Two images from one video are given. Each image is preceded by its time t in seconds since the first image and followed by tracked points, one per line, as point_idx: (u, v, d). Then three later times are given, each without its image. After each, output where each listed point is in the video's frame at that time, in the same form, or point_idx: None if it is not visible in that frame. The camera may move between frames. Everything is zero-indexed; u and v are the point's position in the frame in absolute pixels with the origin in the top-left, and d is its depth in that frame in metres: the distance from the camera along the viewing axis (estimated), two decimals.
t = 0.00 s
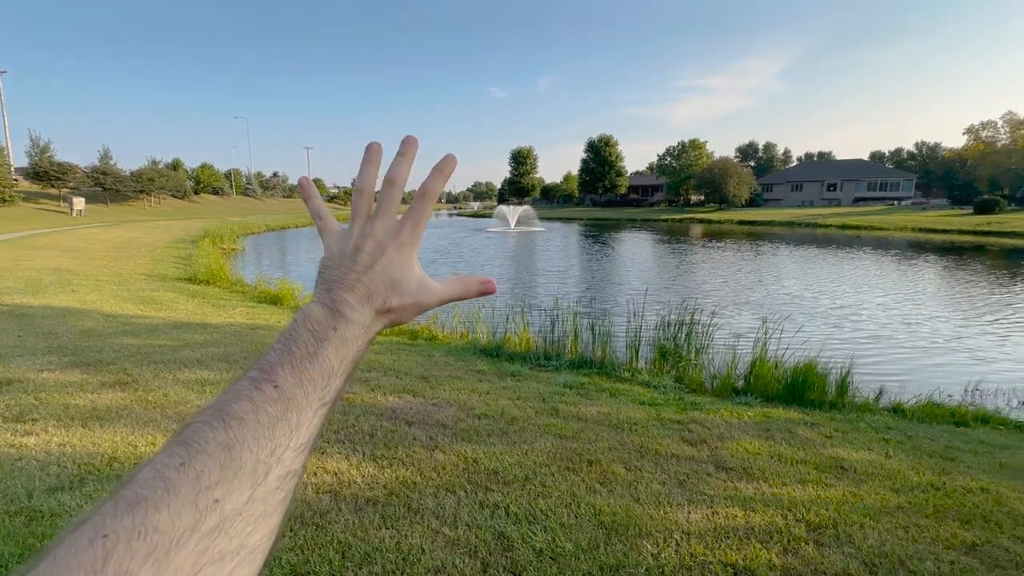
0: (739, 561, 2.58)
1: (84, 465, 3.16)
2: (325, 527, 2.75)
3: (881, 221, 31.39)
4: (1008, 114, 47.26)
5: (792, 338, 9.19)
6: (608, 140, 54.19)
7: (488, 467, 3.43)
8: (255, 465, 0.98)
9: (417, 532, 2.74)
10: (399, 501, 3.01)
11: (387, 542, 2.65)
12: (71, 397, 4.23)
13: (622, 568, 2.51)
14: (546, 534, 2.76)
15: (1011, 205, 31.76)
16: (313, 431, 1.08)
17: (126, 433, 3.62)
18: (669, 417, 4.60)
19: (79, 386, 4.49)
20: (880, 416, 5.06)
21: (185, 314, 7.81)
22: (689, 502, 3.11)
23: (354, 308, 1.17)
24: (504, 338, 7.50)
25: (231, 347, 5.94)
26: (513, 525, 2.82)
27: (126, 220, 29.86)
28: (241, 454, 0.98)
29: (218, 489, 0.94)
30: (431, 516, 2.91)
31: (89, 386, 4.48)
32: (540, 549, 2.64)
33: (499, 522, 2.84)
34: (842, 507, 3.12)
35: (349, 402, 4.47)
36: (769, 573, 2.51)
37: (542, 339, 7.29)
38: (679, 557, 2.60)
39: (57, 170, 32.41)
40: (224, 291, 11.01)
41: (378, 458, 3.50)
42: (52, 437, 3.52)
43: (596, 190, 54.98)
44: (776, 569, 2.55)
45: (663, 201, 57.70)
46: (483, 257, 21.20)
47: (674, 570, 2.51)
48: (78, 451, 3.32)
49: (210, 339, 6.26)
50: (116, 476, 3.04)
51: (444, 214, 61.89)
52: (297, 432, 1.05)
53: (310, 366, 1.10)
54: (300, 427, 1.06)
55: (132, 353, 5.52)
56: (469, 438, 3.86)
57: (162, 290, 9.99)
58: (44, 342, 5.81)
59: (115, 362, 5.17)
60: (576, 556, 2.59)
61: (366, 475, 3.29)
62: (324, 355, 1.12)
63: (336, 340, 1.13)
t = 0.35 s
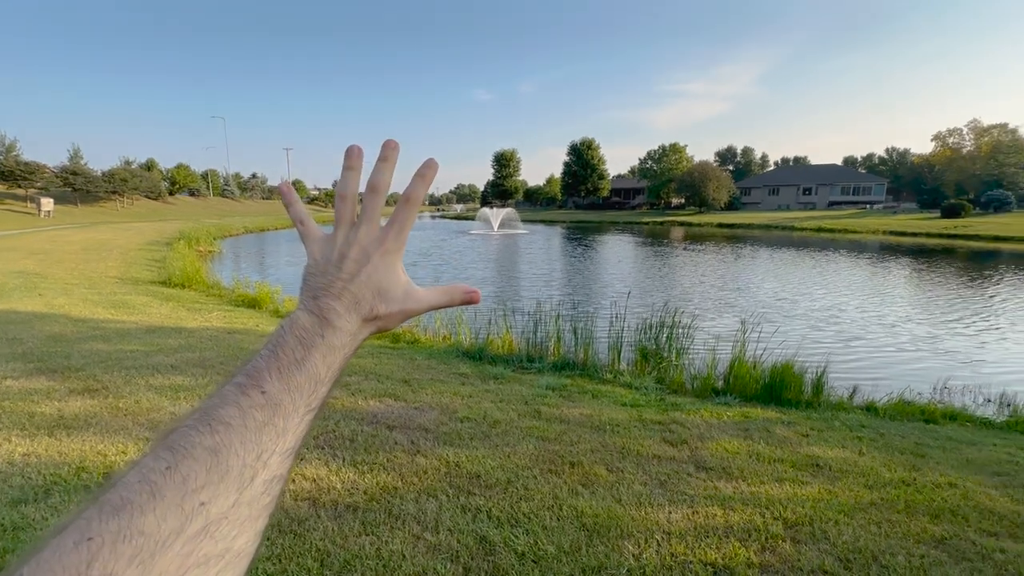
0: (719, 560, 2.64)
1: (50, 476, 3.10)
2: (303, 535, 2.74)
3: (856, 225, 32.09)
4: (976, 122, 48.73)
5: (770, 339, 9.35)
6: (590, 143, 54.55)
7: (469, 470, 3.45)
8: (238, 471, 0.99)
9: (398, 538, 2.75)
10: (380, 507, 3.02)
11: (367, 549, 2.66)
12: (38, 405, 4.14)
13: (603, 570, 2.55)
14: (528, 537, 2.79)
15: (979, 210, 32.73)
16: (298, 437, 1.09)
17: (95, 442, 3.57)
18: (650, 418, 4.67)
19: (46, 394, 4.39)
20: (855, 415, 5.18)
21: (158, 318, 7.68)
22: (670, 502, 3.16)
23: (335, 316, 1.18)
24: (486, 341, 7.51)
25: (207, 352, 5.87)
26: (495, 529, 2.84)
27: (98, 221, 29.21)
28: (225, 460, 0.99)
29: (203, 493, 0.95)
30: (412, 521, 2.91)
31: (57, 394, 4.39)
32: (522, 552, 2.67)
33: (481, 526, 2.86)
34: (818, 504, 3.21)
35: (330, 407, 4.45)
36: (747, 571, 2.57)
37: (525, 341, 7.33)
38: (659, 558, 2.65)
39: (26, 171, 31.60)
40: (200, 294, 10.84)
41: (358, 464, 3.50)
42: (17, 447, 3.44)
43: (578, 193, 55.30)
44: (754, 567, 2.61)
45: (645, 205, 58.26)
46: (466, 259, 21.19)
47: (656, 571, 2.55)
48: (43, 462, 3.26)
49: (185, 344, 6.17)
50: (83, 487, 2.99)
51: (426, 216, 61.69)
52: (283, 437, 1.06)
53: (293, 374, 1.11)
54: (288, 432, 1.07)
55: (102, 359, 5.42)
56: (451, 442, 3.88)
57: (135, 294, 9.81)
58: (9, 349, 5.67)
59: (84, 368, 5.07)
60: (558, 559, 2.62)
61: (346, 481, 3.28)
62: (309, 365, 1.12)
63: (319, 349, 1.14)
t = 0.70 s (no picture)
0: (697, 559, 2.69)
1: (10, 489, 3.02)
2: (279, 544, 2.73)
3: (828, 228, 32.82)
4: (939, 129, 50.33)
5: (746, 340, 9.51)
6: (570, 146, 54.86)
7: (450, 475, 3.47)
8: (183, 454, 0.84)
9: (376, 545, 2.75)
10: (359, 513, 3.02)
11: (345, 557, 2.65)
12: None
13: (583, 572, 2.59)
14: (508, 540, 2.81)
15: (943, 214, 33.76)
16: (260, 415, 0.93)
17: (59, 452, 3.49)
18: (630, 419, 4.73)
19: (7, 403, 4.28)
20: (827, 413, 5.33)
21: (128, 323, 7.53)
22: (649, 502, 3.22)
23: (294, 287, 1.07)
24: (468, 343, 7.53)
25: (179, 357, 5.78)
26: (475, 533, 2.86)
27: (64, 223, 28.47)
28: (166, 446, 0.84)
29: (135, 484, 0.79)
30: (391, 527, 2.91)
31: (18, 402, 4.28)
32: (502, 556, 2.69)
33: (461, 531, 2.88)
34: (792, 501, 3.30)
35: (309, 411, 4.40)
36: (723, 569, 2.63)
37: (506, 344, 7.37)
38: (639, 558, 2.69)
39: None
40: (172, 298, 10.66)
41: (336, 469, 3.49)
42: None
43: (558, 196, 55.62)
44: (731, 565, 2.67)
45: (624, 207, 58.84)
46: (445, 262, 21.18)
47: (635, 571, 2.60)
48: (3, 474, 3.17)
49: (156, 349, 6.06)
50: (45, 500, 2.92)
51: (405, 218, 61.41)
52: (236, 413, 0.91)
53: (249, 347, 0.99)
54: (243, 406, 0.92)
55: (67, 366, 5.29)
56: (431, 446, 3.89)
57: (104, 298, 9.60)
58: None
59: (48, 376, 4.95)
60: (538, 562, 2.65)
61: (323, 488, 3.27)
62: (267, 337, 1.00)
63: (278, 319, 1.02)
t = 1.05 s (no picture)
0: (675, 558, 2.74)
1: None
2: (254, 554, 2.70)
3: (801, 231, 33.50)
4: (904, 136, 51.82)
5: (724, 341, 9.67)
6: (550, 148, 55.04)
7: (429, 479, 3.48)
8: (202, 516, 1.02)
9: (354, 553, 2.74)
10: (337, 521, 3.02)
11: (322, 565, 2.63)
12: None
13: (564, 573, 2.61)
14: (488, 544, 2.83)
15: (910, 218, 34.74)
16: (277, 461, 1.08)
17: (19, 464, 3.30)
18: (609, 420, 4.78)
19: None
20: (801, 411, 5.45)
21: (94, 328, 7.34)
22: (628, 504, 3.27)
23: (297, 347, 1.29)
24: (448, 346, 7.52)
25: (148, 363, 5.66)
26: (455, 538, 2.88)
27: (29, 224, 27.56)
28: (189, 514, 1.03)
29: (163, 549, 0.97)
30: (370, 535, 2.90)
31: None
32: (482, 560, 2.71)
33: (441, 536, 2.89)
34: (767, 499, 3.37)
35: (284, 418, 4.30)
36: (702, 567, 2.68)
37: (486, 346, 7.38)
38: (618, 559, 2.73)
39: None
40: (142, 302, 10.41)
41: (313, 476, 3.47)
42: None
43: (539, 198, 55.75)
44: (709, 563, 2.72)
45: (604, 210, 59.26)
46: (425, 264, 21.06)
47: (615, 571, 2.63)
48: None
49: (124, 356, 5.91)
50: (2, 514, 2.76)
51: (384, 219, 60.82)
52: (254, 465, 1.07)
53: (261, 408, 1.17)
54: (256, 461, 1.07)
55: (29, 374, 5.13)
56: (412, 451, 3.88)
57: (69, 302, 9.33)
58: None
59: (9, 385, 4.80)
60: (519, 564, 2.67)
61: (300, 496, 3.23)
62: (274, 394, 1.18)
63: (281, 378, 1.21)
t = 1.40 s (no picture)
0: (657, 558, 2.78)
1: None
2: (229, 565, 2.50)
3: (778, 234, 34.06)
4: (876, 141, 53.01)
5: (705, 342, 9.81)
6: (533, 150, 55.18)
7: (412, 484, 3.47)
8: (286, 549, 1.14)
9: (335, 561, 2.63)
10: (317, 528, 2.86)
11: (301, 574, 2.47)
12: None
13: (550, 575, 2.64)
14: (472, 549, 2.84)
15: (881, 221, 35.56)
16: (357, 481, 1.24)
17: None
18: (592, 421, 4.83)
19: None
20: (779, 411, 5.56)
21: (62, 333, 7.16)
22: (612, 505, 3.32)
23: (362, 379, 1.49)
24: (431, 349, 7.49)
25: (120, 369, 5.54)
26: (438, 543, 2.88)
27: None
28: (274, 546, 1.14)
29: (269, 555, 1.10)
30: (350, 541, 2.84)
31: None
32: (466, 565, 2.71)
33: (424, 541, 2.89)
34: (747, 498, 3.44)
35: (261, 423, 4.20)
36: (684, 566, 2.72)
37: (469, 348, 7.38)
38: (602, 560, 2.77)
39: None
40: (113, 306, 10.20)
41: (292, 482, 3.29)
42: None
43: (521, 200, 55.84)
44: (691, 562, 2.77)
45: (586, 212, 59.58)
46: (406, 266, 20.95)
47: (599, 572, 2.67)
48: None
49: (94, 361, 5.79)
50: None
51: (365, 221, 60.34)
52: (334, 486, 1.22)
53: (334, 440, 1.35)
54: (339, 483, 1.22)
55: None
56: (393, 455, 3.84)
57: (36, 306, 9.09)
58: None
59: None
60: (503, 568, 2.68)
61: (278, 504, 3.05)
62: (346, 424, 1.36)
63: (351, 408, 1.40)
